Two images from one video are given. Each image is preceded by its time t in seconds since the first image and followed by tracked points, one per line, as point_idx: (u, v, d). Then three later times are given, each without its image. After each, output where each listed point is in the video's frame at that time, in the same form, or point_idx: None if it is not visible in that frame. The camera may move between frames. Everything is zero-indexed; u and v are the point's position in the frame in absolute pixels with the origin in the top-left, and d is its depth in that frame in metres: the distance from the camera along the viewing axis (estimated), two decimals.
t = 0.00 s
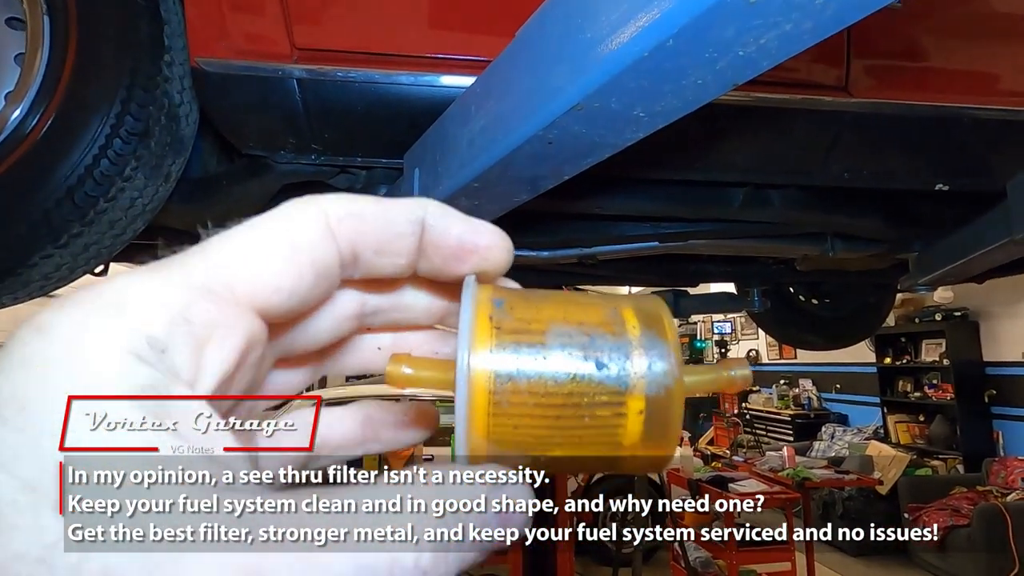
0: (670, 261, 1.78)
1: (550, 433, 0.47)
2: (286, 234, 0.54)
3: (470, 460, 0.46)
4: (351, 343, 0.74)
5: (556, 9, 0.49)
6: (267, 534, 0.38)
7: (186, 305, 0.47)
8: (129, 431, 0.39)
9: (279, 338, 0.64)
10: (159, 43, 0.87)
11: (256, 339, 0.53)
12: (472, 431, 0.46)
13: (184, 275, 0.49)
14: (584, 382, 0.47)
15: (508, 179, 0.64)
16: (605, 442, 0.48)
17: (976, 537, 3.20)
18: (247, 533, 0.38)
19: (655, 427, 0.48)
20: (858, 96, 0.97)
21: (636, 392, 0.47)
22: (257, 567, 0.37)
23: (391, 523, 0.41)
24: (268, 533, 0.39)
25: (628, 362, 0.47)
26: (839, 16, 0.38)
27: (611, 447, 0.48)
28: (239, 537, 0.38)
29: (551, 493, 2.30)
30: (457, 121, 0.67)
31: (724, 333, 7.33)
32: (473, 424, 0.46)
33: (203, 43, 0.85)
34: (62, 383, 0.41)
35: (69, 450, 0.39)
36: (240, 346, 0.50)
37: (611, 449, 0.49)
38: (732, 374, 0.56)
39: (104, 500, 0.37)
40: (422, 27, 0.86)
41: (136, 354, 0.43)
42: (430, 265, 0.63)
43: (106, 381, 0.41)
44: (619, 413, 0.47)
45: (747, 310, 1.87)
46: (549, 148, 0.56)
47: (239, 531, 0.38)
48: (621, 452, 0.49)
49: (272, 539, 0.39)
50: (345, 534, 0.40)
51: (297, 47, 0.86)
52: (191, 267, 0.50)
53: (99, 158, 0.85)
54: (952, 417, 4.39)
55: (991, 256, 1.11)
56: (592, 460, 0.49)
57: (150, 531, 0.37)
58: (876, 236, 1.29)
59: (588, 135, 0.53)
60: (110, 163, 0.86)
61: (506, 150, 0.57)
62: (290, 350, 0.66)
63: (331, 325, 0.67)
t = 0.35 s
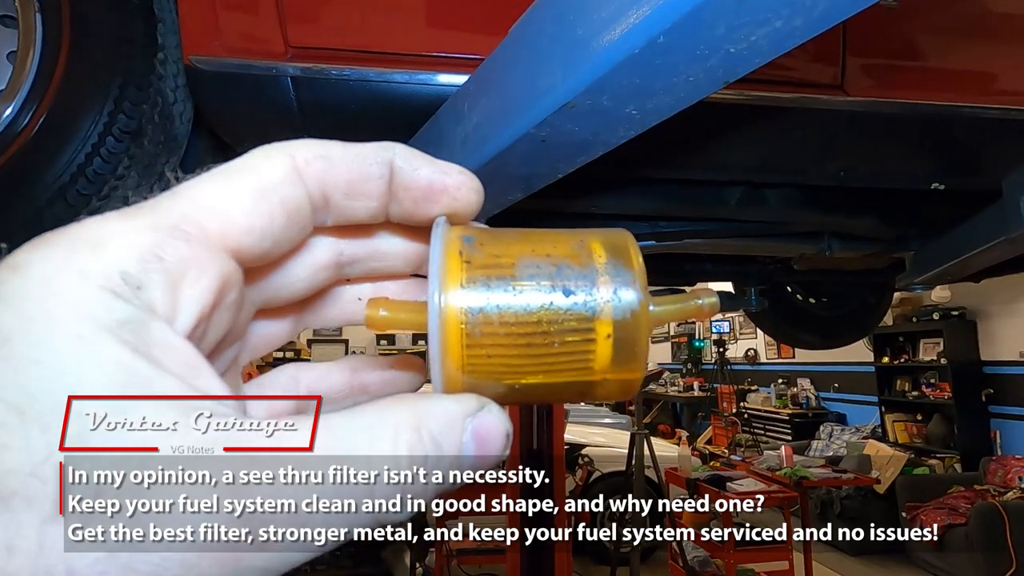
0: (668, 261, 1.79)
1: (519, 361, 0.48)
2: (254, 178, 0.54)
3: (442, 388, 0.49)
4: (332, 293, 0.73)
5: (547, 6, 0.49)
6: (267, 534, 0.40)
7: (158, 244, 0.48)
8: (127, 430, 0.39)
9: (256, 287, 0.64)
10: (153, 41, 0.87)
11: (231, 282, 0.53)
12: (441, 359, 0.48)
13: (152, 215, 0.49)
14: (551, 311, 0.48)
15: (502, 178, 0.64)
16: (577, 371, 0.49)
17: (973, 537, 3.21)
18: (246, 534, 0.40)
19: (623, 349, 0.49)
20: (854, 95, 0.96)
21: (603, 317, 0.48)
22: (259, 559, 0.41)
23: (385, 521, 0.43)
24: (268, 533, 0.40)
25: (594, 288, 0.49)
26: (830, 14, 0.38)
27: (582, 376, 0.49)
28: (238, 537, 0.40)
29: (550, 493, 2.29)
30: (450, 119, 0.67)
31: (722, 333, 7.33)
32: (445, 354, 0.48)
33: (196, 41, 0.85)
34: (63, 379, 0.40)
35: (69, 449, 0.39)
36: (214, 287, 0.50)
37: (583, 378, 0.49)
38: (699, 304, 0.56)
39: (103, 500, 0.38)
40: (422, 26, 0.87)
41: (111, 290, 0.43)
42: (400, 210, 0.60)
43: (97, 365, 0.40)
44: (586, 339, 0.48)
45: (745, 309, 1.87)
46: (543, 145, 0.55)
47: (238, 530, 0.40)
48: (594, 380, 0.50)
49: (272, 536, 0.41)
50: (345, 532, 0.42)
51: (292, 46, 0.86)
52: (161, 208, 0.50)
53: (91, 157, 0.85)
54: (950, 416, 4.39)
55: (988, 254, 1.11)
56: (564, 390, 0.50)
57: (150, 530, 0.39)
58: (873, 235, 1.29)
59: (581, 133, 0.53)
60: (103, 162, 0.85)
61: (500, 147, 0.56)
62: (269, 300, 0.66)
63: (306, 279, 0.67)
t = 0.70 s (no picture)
0: (670, 260, 1.78)
1: (537, 399, 0.48)
2: (285, 185, 0.52)
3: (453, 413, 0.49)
4: (360, 307, 0.71)
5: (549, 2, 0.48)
6: (267, 534, 0.39)
7: (175, 248, 0.46)
8: (128, 430, 0.38)
9: (286, 296, 0.64)
10: (153, 38, 0.86)
11: (250, 292, 0.52)
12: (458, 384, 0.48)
13: (176, 216, 0.48)
14: (582, 357, 0.47)
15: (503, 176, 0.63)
16: (594, 421, 0.49)
17: (977, 538, 3.19)
18: (246, 534, 0.38)
19: (644, 408, 0.48)
20: (858, 93, 0.95)
21: (632, 375, 0.48)
22: (259, 565, 0.39)
23: (390, 523, 0.42)
24: (268, 534, 0.39)
25: (628, 340, 0.48)
26: (832, 8, 0.37)
27: (597, 426, 0.49)
28: (238, 537, 0.38)
29: (551, 493, 2.29)
30: (451, 117, 0.66)
31: (725, 333, 7.33)
32: (463, 379, 0.48)
33: (197, 38, 0.85)
34: (62, 381, 0.39)
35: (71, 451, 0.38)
36: (230, 297, 0.49)
37: (599, 428, 0.49)
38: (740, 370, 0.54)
39: (104, 500, 0.37)
40: (424, 24, 0.86)
41: (120, 292, 0.42)
42: (444, 224, 0.60)
43: (102, 377, 0.39)
44: (612, 391, 0.48)
45: (748, 309, 1.85)
46: (543, 143, 0.55)
47: (238, 531, 0.38)
48: (609, 432, 0.50)
49: (272, 538, 0.39)
50: (346, 533, 0.41)
51: (292, 43, 0.85)
52: (189, 209, 0.49)
53: (92, 154, 0.84)
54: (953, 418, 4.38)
55: (995, 254, 1.10)
56: (577, 435, 0.50)
57: (149, 531, 0.37)
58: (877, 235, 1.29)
59: (582, 130, 0.53)
60: (103, 159, 0.85)
61: (501, 145, 0.56)
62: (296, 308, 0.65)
63: (341, 289, 0.66)
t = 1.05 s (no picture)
0: (672, 260, 1.77)
1: (485, 435, 0.46)
2: (236, 192, 0.47)
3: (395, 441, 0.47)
4: (329, 312, 0.69)
5: None
6: (272, 534, 0.39)
7: (102, 257, 0.44)
8: (126, 433, 0.40)
9: (244, 304, 0.62)
10: (150, 35, 0.86)
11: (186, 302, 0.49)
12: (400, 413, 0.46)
13: (108, 223, 0.45)
14: (534, 397, 0.45)
15: (502, 172, 0.62)
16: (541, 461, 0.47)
17: (982, 538, 3.18)
18: (247, 535, 0.39)
19: (593, 454, 0.46)
20: (862, 90, 0.94)
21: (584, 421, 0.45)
22: (262, 565, 0.39)
23: (390, 523, 0.42)
24: (269, 535, 0.39)
25: (585, 379, 0.45)
26: None
27: (543, 464, 0.47)
28: (239, 537, 0.39)
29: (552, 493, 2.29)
30: (449, 114, 0.66)
31: (727, 333, 7.32)
32: (405, 408, 0.45)
33: (195, 36, 0.84)
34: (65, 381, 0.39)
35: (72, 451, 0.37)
36: (163, 308, 0.47)
37: (544, 467, 0.47)
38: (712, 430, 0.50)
39: (104, 500, 0.37)
40: (424, 21, 0.85)
41: (36, 304, 0.40)
42: (412, 235, 0.55)
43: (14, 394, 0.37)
44: (563, 435, 0.45)
45: (750, 309, 1.84)
46: (543, 139, 0.54)
47: (239, 531, 0.39)
48: (555, 471, 0.48)
49: (273, 539, 0.39)
50: (345, 533, 0.41)
51: (291, 41, 0.85)
52: (123, 216, 0.46)
53: (89, 153, 0.84)
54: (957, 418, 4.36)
55: (1001, 252, 1.09)
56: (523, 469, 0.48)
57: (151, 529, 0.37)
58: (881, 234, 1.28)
59: (582, 125, 0.52)
60: (100, 158, 0.84)
61: (499, 141, 0.55)
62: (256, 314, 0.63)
63: (303, 297, 0.63)
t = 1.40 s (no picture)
0: (672, 261, 1.78)
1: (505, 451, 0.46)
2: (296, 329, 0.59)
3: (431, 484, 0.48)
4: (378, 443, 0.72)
5: None
6: (270, 534, 0.40)
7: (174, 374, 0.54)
8: (133, 432, 0.49)
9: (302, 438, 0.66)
10: (151, 36, 0.84)
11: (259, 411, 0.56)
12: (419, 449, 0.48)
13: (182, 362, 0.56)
14: (528, 388, 0.45)
15: (505, 175, 0.62)
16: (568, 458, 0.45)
17: (978, 538, 3.18)
18: (245, 534, 0.40)
19: (610, 424, 0.44)
20: (863, 92, 0.94)
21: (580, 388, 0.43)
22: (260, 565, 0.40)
23: (390, 524, 0.41)
24: (267, 534, 0.40)
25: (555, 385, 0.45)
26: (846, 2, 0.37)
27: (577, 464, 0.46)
28: (240, 537, 0.40)
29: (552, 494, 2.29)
30: (452, 117, 0.65)
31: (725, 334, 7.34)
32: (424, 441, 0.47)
33: (195, 36, 0.84)
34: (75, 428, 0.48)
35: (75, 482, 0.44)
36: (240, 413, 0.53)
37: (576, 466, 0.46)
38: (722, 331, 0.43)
39: (103, 502, 0.41)
40: (424, 23, 0.85)
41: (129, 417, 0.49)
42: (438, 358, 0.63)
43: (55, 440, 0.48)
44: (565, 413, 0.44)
45: (749, 310, 1.84)
46: (546, 142, 0.54)
47: (236, 530, 0.40)
48: (590, 467, 0.46)
49: (273, 538, 0.40)
50: (345, 533, 0.41)
51: (292, 42, 0.84)
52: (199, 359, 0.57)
53: (89, 154, 0.83)
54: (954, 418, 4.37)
55: (1000, 254, 1.09)
56: (562, 477, 0.47)
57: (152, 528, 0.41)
58: (881, 235, 1.28)
59: (587, 128, 0.52)
60: (100, 159, 0.83)
61: (502, 144, 0.55)
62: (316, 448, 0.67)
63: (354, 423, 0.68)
